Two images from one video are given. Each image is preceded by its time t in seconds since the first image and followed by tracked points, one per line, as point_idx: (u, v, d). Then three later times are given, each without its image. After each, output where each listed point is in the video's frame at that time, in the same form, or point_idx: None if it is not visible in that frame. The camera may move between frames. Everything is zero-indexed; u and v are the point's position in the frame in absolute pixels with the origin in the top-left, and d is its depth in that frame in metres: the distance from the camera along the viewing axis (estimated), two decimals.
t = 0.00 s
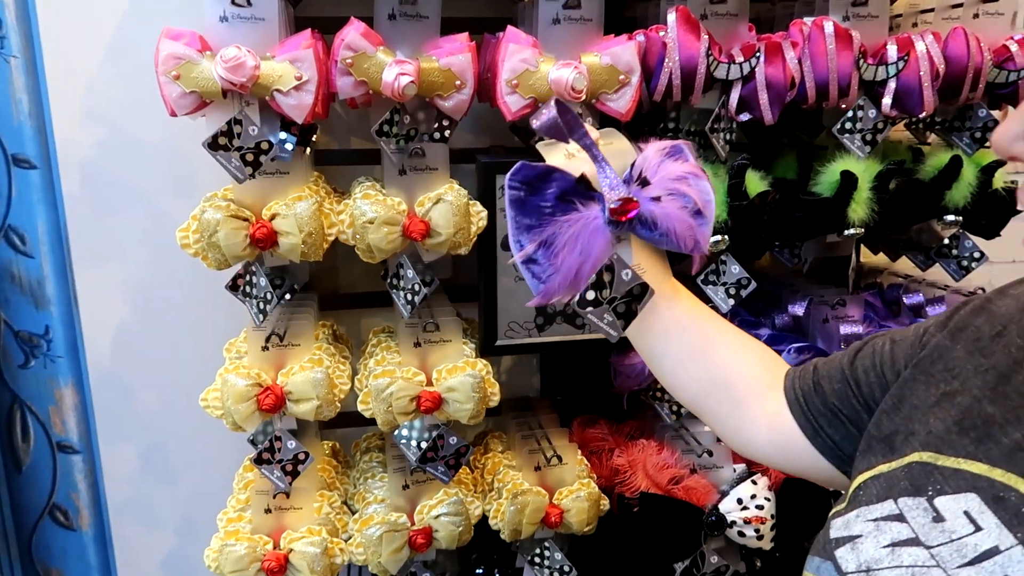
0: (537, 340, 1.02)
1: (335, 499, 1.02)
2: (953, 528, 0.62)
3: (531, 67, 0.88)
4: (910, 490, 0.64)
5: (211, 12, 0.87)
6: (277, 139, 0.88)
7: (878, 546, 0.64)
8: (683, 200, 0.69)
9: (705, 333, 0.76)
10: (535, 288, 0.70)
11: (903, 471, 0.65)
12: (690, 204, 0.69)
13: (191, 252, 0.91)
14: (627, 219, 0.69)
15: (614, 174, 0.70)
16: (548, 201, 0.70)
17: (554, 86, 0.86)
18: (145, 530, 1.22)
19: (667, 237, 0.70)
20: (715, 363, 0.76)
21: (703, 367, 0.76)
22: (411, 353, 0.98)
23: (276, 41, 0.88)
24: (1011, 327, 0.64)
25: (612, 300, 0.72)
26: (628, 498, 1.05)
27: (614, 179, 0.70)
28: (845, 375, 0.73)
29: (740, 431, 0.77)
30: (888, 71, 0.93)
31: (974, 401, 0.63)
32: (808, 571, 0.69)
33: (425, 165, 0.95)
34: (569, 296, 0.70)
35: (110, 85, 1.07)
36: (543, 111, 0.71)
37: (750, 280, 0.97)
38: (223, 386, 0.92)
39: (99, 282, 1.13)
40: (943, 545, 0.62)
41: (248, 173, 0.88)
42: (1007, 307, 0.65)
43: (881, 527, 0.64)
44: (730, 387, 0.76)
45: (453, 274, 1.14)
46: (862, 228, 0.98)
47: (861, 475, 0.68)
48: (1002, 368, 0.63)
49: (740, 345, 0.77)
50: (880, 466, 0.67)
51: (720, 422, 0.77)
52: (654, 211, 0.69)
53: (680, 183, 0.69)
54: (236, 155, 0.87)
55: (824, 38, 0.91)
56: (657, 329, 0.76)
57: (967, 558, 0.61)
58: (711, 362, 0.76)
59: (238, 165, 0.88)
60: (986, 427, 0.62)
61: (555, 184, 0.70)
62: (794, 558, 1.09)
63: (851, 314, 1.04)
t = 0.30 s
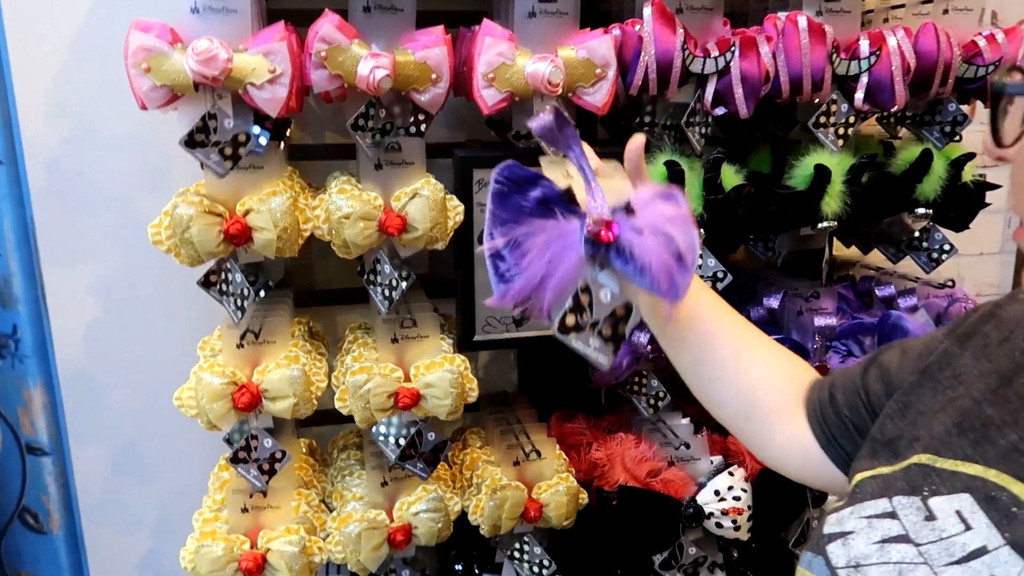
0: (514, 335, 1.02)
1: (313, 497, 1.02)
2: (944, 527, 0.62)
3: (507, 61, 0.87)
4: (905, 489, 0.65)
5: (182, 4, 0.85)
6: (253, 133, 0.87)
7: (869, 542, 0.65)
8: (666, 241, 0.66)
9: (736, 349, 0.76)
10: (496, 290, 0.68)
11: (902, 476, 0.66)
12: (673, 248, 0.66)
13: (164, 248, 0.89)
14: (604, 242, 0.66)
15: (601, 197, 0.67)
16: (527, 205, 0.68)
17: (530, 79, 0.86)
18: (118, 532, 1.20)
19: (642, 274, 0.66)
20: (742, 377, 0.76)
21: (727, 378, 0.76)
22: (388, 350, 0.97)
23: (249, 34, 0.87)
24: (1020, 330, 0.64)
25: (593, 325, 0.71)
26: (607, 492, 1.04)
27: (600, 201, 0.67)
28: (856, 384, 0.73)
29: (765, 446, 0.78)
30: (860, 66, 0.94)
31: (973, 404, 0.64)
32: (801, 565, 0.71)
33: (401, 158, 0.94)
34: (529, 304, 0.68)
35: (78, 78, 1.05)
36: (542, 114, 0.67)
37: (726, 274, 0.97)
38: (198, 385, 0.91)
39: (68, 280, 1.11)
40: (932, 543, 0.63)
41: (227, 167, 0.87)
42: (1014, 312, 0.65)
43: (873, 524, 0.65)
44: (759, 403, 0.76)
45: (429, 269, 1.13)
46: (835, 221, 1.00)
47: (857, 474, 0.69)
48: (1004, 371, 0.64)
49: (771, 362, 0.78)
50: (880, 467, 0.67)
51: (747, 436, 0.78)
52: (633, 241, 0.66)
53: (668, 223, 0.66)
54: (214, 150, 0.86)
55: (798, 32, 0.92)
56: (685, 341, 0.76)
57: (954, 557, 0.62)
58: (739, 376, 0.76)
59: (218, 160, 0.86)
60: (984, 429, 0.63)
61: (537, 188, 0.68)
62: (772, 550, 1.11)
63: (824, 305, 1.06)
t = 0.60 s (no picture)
0: (502, 347, 1.01)
1: (302, 516, 1.00)
2: (963, 547, 0.61)
3: (489, 74, 0.88)
4: (933, 513, 0.64)
5: (160, 20, 0.84)
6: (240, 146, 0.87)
7: (889, 557, 0.64)
8: (686, 391, 0.70)
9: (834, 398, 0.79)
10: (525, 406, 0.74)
11: (933, 505, 0.65)
12: (693, 398, 0.69)
13: (146, 268, 0.87)
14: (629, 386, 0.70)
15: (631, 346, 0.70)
16: (562, 341, 0.72)
17: (513, 91, 0.87)
18: (100, 558, 1.18)
19: (660, 415, 0.70)
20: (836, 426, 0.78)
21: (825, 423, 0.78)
22: (376, 364, 0.96)
23: (229, 50, 0.86)
24: None
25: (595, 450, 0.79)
26: (599, 500, 1.05)
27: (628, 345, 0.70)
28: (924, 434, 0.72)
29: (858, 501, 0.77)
30: (836, 72, 0.96)
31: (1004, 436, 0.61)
32: None
33: (385, 173, 0.94)
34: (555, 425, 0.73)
35: (53, 98, 1.03)
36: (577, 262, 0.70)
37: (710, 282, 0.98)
38: (184, 406, 0.90)
39: (45, 303, 1.09)
40: (949, 561, 0.62)
41: (222, 183, 0.87)
42: None
43: (897, 542, 0.65)
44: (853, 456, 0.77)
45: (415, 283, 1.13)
46: (816, 226, 1.01)
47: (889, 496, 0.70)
48: None
49: (878, 423, 0.78)
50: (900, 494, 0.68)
51: (842, 490, 0.78)
52: (654, 388, 0.70)
53: (691, 374, 0.70)
54: (207, 168, 0.86)
55: (774, 41, 0.93)
56: (778, 385, 0.80)
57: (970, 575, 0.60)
58: (834, 424, 0.78)
59: (211, 177, 0.86)
60: (1014, 458, 0.64)
61: (579, 326, 0.71)
62: (765, 558, 1.09)
63: (807, 310, 1.08)
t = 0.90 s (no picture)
0: (502, 368, 1.00)
1: (300, 541, 0.98)
2: (990, 571, 0.62)
3: (488, 95, 0.88)
4: (963, 537, 0.65)
5: (158, 43, 0.84)
6: (230, 173, 0.86)
7: None
8: (758, 442, 0.95)
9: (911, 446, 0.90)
10: (627, 455, 0.94)
11: (964, 528, 0.66)
12: (762, 448, 0.95)
13: (144, 291, 0.87)
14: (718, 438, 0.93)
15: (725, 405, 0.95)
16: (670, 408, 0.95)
17: (513, 113, 0.87)
18: None
19: (738, 463, 0.94)
20: (900, 466, 0.89)
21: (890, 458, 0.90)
22: (376, 387, 0.96)
23: (227, 72, 0.86)
24: None
25: (708, 499, 0.96)
26: (601, 524, 1.04)
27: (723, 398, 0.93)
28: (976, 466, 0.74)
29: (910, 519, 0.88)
30: (833, 92, 0.96)
31: None
32: None
33: (385, 194, 0.94)
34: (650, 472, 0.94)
35: (48, 119, 1.03)
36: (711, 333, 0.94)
37: (711, 301, 0.98)
38: (180, 430, 0.88)
39: (38, 325, 1.07)
40: None
41: (195, 208, 0.86)
42: None
43: (925, 565, 0.65)
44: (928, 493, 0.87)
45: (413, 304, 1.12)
46: (816, 245, 1.01)
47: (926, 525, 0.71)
48: None
49: (945, 465, 0.89)
50: (933, 525, 0.70)
51: (907, 519, 0.89)
52: (737, 441, 0.94)
53: (759, 429, 0.95)
54: (186, 189, 0.85)
55: (771, 61, 0.94)
56: (856, 423, 0.92)
57: None
58: (903, 464, 0.89)
59: (186, 201, 0.86)
60: None
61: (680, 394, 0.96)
62: None
63: (808, 329, 1.07)
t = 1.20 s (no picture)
0: (473, 403, 0.99)
1: None
2: None
3: (455, 128, 0.87)
4: (897, 552, 0.64)
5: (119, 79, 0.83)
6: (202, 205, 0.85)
7: None
8: (700, 461, 0.98)
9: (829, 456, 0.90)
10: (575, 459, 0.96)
11: (895, 544, 0.65)
12: (705, 466, 0.99)
13: (105, 331, 0.84)
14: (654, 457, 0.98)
15: (665, 425, 0.98)
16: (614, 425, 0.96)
17: (481, 147, 0.87)
18: None
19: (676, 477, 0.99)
20: (831, 478, 0.90)
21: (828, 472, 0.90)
22: (343, 425, 0.94)
23: (192, 108, 0.85)
24: None
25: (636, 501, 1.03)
26: (573, 558, 1.04)
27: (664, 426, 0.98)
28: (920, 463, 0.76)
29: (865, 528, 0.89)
30: (796, 123, 0.98)
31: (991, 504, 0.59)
32: None
33: (351, 229, 0.93)
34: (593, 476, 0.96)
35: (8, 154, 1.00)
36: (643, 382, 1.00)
37: (679, 330, 0.99)
38: (142, 474, 0.86)
39: None
40: None
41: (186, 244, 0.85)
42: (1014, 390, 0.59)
43: None
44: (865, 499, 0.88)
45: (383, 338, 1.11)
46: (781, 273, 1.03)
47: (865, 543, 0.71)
48: None
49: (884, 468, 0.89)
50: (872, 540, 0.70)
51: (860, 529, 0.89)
52: (677, 458, 0.98)
53: (702, 450, 0.98)
54: (170, 227, 0.84)
55: (735, 93, 0.94)
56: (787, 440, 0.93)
57: None
58: (839, 476, 0.89)
59: (175, 238, 0.85)
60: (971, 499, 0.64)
61: (627, 415, 0.97)
62: None
63: (775, 356, 1.08)
